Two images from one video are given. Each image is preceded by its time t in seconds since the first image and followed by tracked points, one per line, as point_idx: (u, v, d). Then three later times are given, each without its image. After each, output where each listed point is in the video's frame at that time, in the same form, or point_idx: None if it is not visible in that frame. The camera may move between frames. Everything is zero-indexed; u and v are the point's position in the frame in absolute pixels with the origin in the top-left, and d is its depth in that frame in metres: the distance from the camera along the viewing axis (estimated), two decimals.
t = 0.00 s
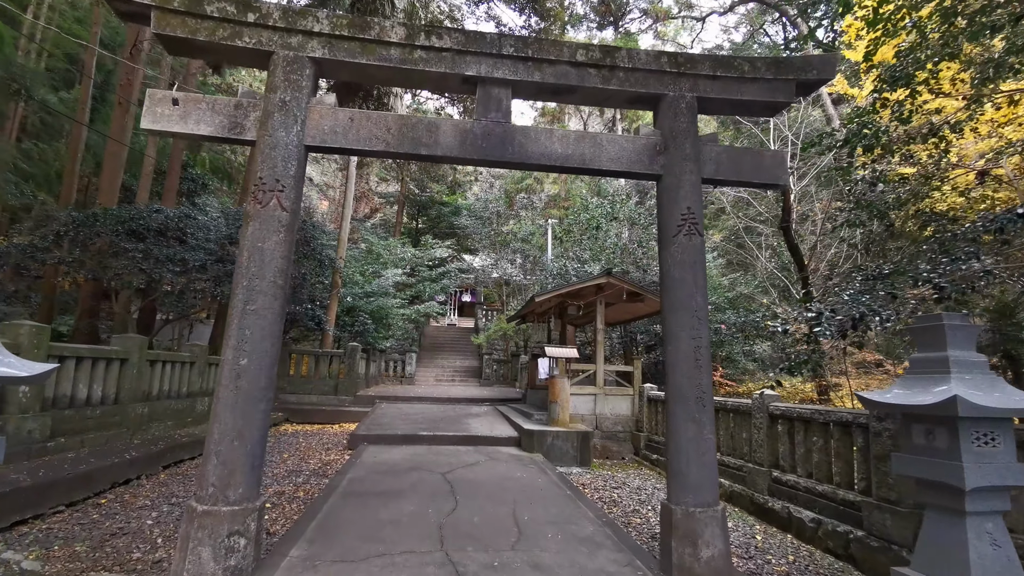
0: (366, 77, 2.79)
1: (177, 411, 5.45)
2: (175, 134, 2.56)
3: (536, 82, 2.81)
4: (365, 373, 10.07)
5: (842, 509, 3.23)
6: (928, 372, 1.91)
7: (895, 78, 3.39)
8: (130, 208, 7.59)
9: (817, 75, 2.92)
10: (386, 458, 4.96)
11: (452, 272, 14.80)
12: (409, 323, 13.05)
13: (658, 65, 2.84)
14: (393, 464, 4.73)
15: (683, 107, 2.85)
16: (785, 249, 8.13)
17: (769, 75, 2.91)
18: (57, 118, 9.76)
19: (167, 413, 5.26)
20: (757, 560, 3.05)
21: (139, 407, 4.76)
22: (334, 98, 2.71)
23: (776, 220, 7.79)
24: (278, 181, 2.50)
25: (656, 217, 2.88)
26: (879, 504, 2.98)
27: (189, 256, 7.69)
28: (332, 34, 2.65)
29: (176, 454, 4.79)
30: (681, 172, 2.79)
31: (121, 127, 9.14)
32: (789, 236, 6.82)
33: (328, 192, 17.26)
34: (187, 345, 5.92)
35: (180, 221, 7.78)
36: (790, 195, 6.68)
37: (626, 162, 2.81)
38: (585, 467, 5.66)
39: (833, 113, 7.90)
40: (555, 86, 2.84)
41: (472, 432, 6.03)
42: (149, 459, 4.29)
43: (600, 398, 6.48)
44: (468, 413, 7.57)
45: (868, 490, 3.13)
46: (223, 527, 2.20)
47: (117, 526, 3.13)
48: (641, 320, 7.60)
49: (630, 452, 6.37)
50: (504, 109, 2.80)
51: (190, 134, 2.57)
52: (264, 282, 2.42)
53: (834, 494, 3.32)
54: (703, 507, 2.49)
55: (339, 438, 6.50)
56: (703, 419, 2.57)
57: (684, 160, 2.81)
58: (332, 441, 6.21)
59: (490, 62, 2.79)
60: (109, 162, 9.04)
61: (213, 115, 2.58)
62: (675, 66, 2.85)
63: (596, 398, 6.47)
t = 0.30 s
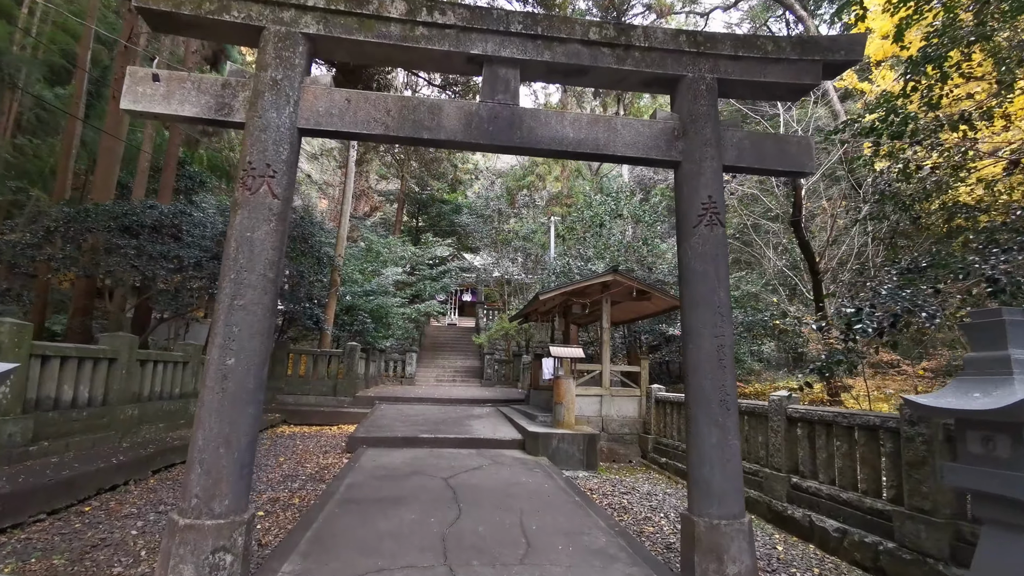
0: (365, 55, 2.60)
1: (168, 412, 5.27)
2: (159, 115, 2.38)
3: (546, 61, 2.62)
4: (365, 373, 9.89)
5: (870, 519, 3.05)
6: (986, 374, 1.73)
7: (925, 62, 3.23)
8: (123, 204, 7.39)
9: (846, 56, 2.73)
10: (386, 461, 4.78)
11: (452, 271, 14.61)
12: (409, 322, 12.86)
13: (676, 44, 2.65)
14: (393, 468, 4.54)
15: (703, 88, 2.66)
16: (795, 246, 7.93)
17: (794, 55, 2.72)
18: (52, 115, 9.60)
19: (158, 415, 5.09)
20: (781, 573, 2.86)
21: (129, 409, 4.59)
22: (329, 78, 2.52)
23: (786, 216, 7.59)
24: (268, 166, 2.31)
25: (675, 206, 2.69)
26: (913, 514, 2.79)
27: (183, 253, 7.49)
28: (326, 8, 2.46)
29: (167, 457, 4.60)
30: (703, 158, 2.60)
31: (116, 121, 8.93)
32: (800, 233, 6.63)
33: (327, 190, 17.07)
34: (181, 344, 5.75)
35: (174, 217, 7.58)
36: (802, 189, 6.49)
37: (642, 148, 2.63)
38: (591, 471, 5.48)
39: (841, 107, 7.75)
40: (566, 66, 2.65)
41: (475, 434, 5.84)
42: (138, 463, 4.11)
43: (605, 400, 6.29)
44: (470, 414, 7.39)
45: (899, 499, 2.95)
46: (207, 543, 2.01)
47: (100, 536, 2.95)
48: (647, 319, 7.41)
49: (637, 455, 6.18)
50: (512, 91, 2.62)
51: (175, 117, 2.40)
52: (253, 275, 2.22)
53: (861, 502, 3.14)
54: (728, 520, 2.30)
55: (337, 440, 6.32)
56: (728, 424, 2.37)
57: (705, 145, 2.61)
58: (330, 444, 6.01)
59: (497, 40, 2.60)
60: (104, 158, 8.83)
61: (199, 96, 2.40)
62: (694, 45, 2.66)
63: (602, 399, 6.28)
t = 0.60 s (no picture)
0: (363, 33, 2.40)
1: (159, 415, 5.07)
2: (138, 96, 2.18)
3: (559, 39, 2.42)
4: (364, 374, 9.69)
5: (903, 532, 2.86)
6: None
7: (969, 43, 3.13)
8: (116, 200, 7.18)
9: (882, 35, 2.53)
10: (386, 467, 4.58)
11: (453, 270, 14.41)
12: (409, 322, 12.67)
13: (700, 21, 2.44)
14: (393, 474, 4.34)
15: (728, 69, 2.46)
16: (805, 245, 7.73)
17: (827, 33, 2.51)
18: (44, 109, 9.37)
19: (147, 418, 4.89)
20: None
21: (116, 413, 4.39)
22: (323, 56, 2.31)
23: (797, 213, 7.38)
24: (256, 151, 2.10)
25: (697, 197, 2.48)
26: (952, 529, 2.59)
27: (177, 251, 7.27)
28: None
29: (156, 463, 4.39)
30: (728, 144, 2.39)
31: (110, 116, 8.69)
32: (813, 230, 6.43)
33: (326, 189, 16.87)
34: (172, 344, 5.54)
35: (168, 213, 7.37)
36: (815, 185, 6.29)
37: (662, 133, 2.42)
38: (598, 476, 5.28)
39: (850, 104, 7.59)
40: (581, 44, 2.45)
41: (477, 438, 5.64)
42: (124, 469, 3.90)
43: (612, 402, 6.08)
44: (471, 416, 7.19)
45: (936, 512, 2.77)
46: (185, 566, 1.81)
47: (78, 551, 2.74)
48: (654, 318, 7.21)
49: (645, 459, 5.98)
50: (522, 71, 2.41)
51: (154, 99, 2.20)
52: (238, 270, 2.02)
53: (893, 514, 2.95)
54: (759, 538, 2.09)
55: (335, 444, 6.11)
56: (758, 434, 2.17)
57: (731, 130, 2.40)
58: (328, 448, 5.81)
59: (505, 16, 2.39)
60: (98, 154, 8.59)
61: (181, 75, 2.19)
62: (719, 22, 2.45)
63: (608, 402, 6.07)
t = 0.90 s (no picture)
0: None
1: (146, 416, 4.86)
2: (107, 64, 1.97)
3: (570, 5, 2.21)
4: (363, 373, 9.50)
5: (938, 543, 2.66)
6: None
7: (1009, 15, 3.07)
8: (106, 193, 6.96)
9: (919, 4, 2.33)
10: (383, 471, 4.37)
11: (453, 268, 14.23)
12: (409, 321, 12.49)
13: None
14: (389, 478, 4.13)
15: (755, 38, 2.25)
16: (815, 240, 7.53)
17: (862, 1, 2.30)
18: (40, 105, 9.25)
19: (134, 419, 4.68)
20: None
21: (99, 413, 4.17)
22: (312, 21, 2.10)
23: (808, 207, 7.17)
24: (236, 123, 1.89)
25: (720, 179, 2.27)
26: (994, 540, 2.39)
27: (169, 246, 7.05)
28: None
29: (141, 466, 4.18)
30: (755, 120, 2.18)
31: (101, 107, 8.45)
32: (825, 224, 6.23)
33: (325, 186, 16.68)
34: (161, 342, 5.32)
35: (161, 208, 7.17)
36: (828, 178, 6.09)
37: (683, 108, 2.22)
38: (604, 479, 5.07)
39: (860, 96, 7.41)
40: (594, 11, 2.24)
41: (479, 439, 5.43)
42: (104, 474, 3.68)
43: (618, 402, 5.87)
44: (472, 417, 6.99)
45: (974, 521, 2.56)
46: None
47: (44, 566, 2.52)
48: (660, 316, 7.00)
49: (652, 461, 5.77)
50: (529, 40, 2.20)
51: (125, 67, 2.00)
52: (213, 255, 1.80)
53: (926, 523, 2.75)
54: (794, 554, 1.88)
55: (331, 445, 5.91)
56: (791, 438, 1.96)
57: (759, 104, 2.19)
58: (323, 450, 5.60)
59: None
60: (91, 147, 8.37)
61: (155, 41, 1.98)
62: None
63: (614, 402, 5.86)
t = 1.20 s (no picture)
0: None
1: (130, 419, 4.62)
2: (68, 32, 1.77)
3: None
4: (361, 374, 9.30)
5: (977, 559, 2.46)
6: None
7: None
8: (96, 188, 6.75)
9: None
10: (380, 477, 4.17)
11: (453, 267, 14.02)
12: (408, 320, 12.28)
13: None
14: (386, 485, 3.93)
15: (787, 7, 2.04)
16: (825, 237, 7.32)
17: None
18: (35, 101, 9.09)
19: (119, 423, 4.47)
20: None
21: (82, 417, 3.98)
22: None
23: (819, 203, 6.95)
24: (209, 97, 1.68)
25: (746, 163, 2.07)
26: None
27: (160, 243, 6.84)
28: None
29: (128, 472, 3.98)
30: (787, 97, 1.97)
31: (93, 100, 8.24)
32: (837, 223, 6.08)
33: (324, 184, 16.48)
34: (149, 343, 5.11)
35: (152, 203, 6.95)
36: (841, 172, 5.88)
37: (707, 85, 2.01)
38: (611, 484, 4.87)
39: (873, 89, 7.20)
40: None
41: (481, 443, 5.23)
42: (84, 482, 3.48)
43: (624, 405, 5.66)
44: (473, 419, 6.78)
45: (1018, 536, 2.36)
46: None
47: None
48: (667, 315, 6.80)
49: (660, 465, 5.56)
50: (538, 8, 1.99)
51: (87, 35, 1.80)
52: (183, 244, 1.59)
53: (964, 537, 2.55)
54: None
55: (327, 449, 5.71)
56: (832, 448, 1.76)
57: (791, 80, 1.98)
58: (319, 454, 5.40)
59: None
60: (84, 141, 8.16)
61: (121, 6, 1.78)
62: None
63: (620, 404, 5.65)
